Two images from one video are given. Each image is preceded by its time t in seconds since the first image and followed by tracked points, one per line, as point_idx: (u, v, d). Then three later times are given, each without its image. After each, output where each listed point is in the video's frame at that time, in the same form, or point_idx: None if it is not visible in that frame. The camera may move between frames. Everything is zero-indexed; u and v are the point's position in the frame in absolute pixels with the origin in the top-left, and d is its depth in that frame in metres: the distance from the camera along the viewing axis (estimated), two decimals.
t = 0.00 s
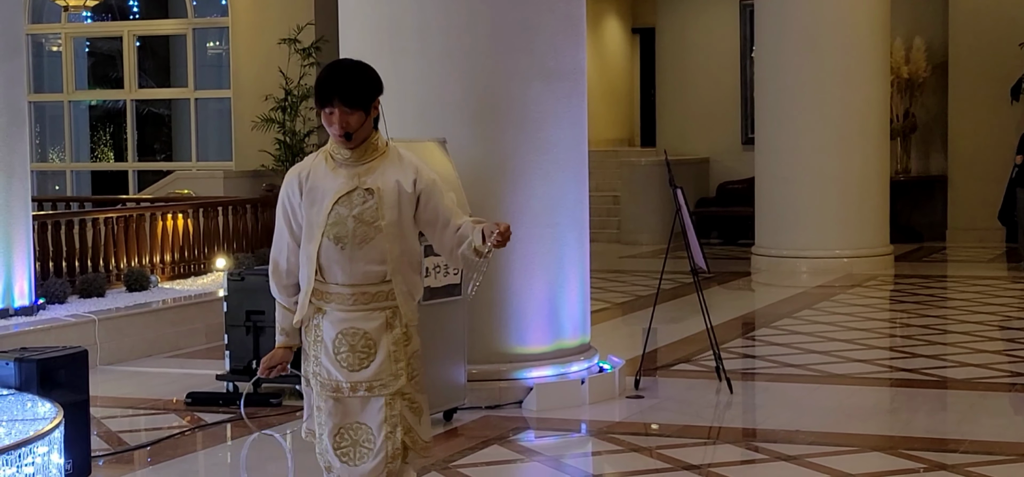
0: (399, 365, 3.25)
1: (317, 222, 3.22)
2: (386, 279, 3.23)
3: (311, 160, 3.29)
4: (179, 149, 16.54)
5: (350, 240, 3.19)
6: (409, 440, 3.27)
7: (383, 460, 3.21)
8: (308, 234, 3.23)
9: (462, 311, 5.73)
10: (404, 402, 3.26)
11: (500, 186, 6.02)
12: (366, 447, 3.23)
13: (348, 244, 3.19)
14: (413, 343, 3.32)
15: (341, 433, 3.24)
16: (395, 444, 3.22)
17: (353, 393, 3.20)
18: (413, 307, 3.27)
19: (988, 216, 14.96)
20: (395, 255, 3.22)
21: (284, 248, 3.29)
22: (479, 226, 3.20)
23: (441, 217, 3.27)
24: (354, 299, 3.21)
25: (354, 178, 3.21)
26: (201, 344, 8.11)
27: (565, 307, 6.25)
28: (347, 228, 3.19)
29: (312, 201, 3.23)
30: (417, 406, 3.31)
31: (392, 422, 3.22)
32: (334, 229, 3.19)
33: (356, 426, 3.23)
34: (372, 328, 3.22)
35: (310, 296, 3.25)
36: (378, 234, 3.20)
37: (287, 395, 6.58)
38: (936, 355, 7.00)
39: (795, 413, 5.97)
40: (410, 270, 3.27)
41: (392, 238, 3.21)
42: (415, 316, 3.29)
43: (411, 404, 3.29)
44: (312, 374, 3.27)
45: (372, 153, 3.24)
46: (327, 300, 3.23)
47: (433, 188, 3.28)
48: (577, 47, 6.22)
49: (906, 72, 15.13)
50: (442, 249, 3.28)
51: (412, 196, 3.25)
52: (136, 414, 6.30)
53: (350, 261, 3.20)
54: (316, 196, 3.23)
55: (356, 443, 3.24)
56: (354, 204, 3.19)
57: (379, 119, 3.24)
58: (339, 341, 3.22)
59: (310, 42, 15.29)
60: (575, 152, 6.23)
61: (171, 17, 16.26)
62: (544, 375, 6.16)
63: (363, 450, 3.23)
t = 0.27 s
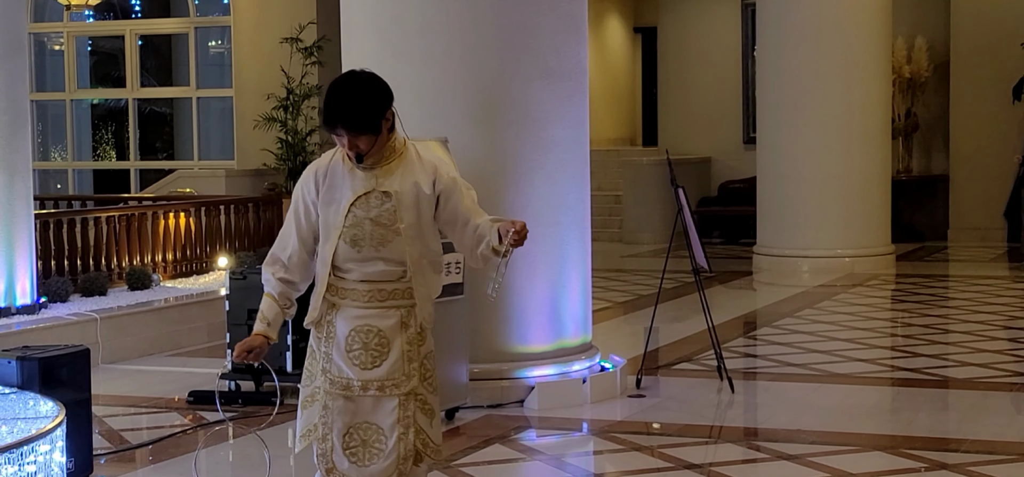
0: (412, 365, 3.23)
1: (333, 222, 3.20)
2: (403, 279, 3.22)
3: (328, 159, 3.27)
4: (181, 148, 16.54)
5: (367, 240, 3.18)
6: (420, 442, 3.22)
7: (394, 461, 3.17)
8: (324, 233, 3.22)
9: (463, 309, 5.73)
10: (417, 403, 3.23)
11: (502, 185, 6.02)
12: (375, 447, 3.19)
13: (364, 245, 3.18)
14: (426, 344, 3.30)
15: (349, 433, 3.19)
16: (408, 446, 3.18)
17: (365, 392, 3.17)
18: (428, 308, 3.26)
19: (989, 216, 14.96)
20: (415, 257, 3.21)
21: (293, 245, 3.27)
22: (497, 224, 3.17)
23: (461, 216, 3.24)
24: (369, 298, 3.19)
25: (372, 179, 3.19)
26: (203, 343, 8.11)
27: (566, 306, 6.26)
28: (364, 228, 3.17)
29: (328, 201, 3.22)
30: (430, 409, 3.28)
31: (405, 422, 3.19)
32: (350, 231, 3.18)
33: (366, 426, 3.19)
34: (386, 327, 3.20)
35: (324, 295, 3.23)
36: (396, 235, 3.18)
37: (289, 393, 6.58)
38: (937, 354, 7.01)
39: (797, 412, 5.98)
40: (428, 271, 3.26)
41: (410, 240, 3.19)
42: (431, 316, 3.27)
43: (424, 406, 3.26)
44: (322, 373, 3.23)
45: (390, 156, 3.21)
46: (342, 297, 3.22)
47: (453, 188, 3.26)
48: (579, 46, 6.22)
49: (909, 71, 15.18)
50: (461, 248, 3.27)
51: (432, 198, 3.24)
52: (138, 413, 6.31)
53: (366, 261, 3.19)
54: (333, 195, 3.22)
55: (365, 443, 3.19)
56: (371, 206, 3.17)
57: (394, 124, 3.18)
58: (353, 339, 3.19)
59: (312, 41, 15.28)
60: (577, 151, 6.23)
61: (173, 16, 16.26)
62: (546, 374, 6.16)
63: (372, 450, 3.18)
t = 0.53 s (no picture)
0: (420, 369, 3.23)
1: (349, 221, 3.19)
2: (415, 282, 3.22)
3: (344, 157, 3.26)
4: (183, 147, 16.54)
5: (382, 242, 3.18)
6: (425, 447, 3.22)
7: (397, 465, 3.17)
8: (338, 231, 3.21)
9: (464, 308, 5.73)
10: (423, 407, 3.23)
11: (504, 184, 6.02)
12: (379, 450, 3.19)
13: (379, 247, 3.19)
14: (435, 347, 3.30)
15: (353, 435, 3.20)
16: (412, 450, 3.18)
17: (372, 394, 3.17)
18: (439, 312, 3.26)
19: (990, 216, 14.97)
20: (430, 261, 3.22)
21: (295, 235, 3.21)
22: (511, 230, 3.22)
23: (476, 221, 3.27)
24: (380, 299, 3.20)
25: (390, 180, 3.19)
26: (203, 343, 8.11)
27: (567, 307, 6.26)
28: (380, 230, 3.18)
29: (343, 200, 3.22)
30: (436, 412, 3.28)
31: (410, 426, 3.19)
32: (366, 232, 3.18)
33: (371, 428, 3.20)
34: (396, 329, 3.20)
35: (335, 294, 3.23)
36: (411, 237, 3.19)
37: (290, 393, 6.58)
38: (938, 355, 7.02)
39: (797, 412, 5.98)
40: (442, 275, 3.27)
41: (426, 243, 3.20)
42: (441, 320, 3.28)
43: (431, 410, 3.26)
44: (329, 374, 3.22)
45: (409, 158, 3.21)
46: (353, 297, 3.22)
47: (470, 193, 3.28)
48: (580, 46, 6.23)
49: (910, 72, 15.20)
50: (473, 252, 3.31)
51: (448, 201, 3.25)
52: (139, 413, 6.31)
53: (379, 263, 3.19)
54: (349, 194, 3.21)
55: (368, 446, 3.19)
56: (387, 208, 3.18)
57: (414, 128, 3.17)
58: (361, 340, 3.20)
59: (314, 41, 15.27)
60: (578, 151, 6.23)
61: (175, 16, 16.26)
62: (547, 374, 6.16)
63: (374, 453, 3.19)
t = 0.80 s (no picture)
0: (429, 370, 3.24)
1: (366, 219, 3.18)
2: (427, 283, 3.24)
3: (361, 153, 3.25)
4: (183, 148, 16.55)
5: (400, 241, 3.19)
6: (433, 448, 3.23)
7: (406, 466, 3.18)
8: (355, 227, 3.19)
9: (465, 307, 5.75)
10: (431, 409, 3.24)
11: (506, 185, 6.03)
12: (388, 452, 3.19)
13: (396, 246, 3.20)
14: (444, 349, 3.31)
15: (363, 436, 3.19)
16: (421, 452, 3.19)
17: (382, 395, 3.16)
18: (449, 313, 3.29)
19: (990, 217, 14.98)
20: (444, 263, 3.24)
21: (309, 220, 3.13)
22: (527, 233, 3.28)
23: (490, 224, 3.32)
24: (393, 299, 3.20)
25: (410, 179, 3.19)
26: (204, 343, 8.11)
27: (568, 307, 6.26)
28: (398, 229, 3.18)
29: (359, 196, 3.20)
30: (444, 415, 3.28)
31: (419, 427, 3.19)
32: (383, 230, 3.18)
33: (379, 429, 3.19)
34: (408, 330, 3.21)
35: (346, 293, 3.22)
36: (429, 238, 3.21)
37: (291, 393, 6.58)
38: (939, 356, 7.01)
39: (797, 413, 5.98)
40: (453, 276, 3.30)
41: (441, 243, 3.23)
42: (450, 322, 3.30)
43: (440, 412, 3.27)
44: (338, 374, 3.21)
45: (427, 157, 3.23)
46: (365, 297, 3.21)
47: (485, 195, 3.32)
48: (581, 47, 6.24)
49: (911, 72, 15.21)
50: (483, 253, 3.36)
51: (464, 201, 3.29)
52: (140, 412, 6.31)
53: (395, 262, 3.20)
54: (366, 190, 3.20)
55: (377, 447, 3.19)
56: (406, 206, 3.18)
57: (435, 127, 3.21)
58: (372, 340, 3.19)
59: (315, 41, 15.26)
60: (578, 152, 6.24)
61: (176, 16, 16.26)
62: (548, 374, 6.17)
63: (383, 455, 3.19)
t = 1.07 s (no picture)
0: (447, 369, 3.33)
1: (389, 214, 3.24)
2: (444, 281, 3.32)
3: (376, 151, 3.31)
4: (185, 148, 16.55)
5: (422, 237, 3.26)
6: (452, 447, 3.34)
7: (435, 466, 3.28)
8: (377, 223, 3.25)
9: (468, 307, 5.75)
10: (448, 408, 3.34)
11: (506, 185, 6.04)
12: (417, 453, 3.27)
13: (419, 242, 3.26)
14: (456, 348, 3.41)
15: (393, 439, 3.26)
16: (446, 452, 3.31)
17: (409, 395, 3.24)
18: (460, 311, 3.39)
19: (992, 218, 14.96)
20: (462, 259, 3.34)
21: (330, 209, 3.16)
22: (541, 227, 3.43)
23: (499, 219, 3.48)
24: (414, 300, 3.27)
25: (430, 174, 3.28)
26: (206, 343, 8.12)
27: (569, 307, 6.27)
28: (421, 225, 3.25)
29: (380, 193, 3.26)
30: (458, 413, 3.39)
31: (440, 427, 3.31)
32: (406, 226, 3.24)
33: (407, 430, 3.27)
34: (427, 330, 3.30)
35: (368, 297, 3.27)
36: (448, 233, 3.30)
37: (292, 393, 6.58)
38: (940, 356, 7.01)
39: (799, 414, 5.98)
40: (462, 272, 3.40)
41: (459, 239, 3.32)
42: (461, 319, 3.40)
43: (456, 410, 3.37)
44: (364, 379, 3.26)
45: (442, 152, 3.34)
46: (385, 298, 3.27)
47: (495, 191, 3.46)
48: (582, 48, 6.25)
49: (913, 73, 15.21)
50: (489, 250, 3.54)
51: (477, 198, 3.41)
52: (141, 412, 6.32)
53: (417, 259, 3.27)
54: (387, 186, 3.26)
55: (407, 449, 3.26)
56: (428, 201, 3.26)
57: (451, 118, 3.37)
58: (396, 343, 3.26)
59: (316, 41, 15.24)
60: (580, 152, 6.25)
61: (177, 16, 16.27)
62: (549, 374, 6.17)
63: (413, 456, 3.26)
